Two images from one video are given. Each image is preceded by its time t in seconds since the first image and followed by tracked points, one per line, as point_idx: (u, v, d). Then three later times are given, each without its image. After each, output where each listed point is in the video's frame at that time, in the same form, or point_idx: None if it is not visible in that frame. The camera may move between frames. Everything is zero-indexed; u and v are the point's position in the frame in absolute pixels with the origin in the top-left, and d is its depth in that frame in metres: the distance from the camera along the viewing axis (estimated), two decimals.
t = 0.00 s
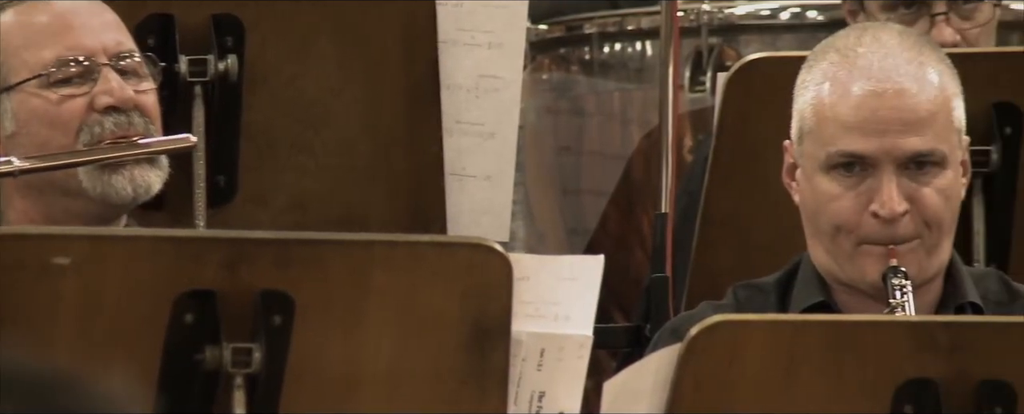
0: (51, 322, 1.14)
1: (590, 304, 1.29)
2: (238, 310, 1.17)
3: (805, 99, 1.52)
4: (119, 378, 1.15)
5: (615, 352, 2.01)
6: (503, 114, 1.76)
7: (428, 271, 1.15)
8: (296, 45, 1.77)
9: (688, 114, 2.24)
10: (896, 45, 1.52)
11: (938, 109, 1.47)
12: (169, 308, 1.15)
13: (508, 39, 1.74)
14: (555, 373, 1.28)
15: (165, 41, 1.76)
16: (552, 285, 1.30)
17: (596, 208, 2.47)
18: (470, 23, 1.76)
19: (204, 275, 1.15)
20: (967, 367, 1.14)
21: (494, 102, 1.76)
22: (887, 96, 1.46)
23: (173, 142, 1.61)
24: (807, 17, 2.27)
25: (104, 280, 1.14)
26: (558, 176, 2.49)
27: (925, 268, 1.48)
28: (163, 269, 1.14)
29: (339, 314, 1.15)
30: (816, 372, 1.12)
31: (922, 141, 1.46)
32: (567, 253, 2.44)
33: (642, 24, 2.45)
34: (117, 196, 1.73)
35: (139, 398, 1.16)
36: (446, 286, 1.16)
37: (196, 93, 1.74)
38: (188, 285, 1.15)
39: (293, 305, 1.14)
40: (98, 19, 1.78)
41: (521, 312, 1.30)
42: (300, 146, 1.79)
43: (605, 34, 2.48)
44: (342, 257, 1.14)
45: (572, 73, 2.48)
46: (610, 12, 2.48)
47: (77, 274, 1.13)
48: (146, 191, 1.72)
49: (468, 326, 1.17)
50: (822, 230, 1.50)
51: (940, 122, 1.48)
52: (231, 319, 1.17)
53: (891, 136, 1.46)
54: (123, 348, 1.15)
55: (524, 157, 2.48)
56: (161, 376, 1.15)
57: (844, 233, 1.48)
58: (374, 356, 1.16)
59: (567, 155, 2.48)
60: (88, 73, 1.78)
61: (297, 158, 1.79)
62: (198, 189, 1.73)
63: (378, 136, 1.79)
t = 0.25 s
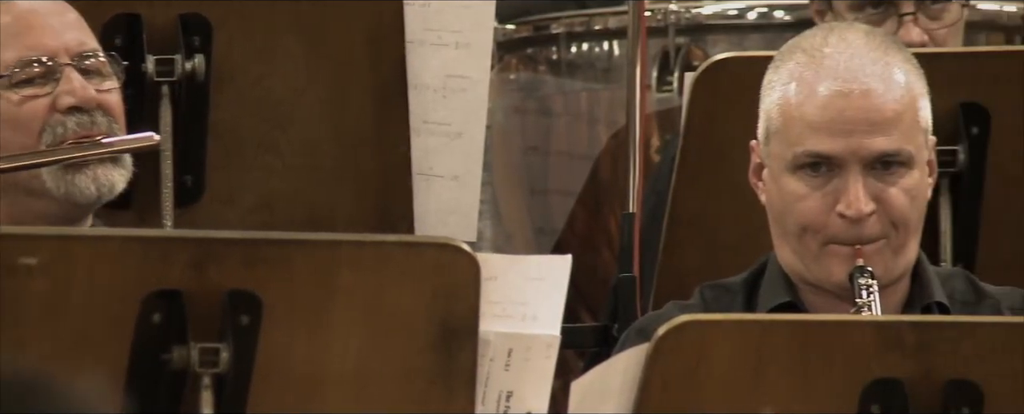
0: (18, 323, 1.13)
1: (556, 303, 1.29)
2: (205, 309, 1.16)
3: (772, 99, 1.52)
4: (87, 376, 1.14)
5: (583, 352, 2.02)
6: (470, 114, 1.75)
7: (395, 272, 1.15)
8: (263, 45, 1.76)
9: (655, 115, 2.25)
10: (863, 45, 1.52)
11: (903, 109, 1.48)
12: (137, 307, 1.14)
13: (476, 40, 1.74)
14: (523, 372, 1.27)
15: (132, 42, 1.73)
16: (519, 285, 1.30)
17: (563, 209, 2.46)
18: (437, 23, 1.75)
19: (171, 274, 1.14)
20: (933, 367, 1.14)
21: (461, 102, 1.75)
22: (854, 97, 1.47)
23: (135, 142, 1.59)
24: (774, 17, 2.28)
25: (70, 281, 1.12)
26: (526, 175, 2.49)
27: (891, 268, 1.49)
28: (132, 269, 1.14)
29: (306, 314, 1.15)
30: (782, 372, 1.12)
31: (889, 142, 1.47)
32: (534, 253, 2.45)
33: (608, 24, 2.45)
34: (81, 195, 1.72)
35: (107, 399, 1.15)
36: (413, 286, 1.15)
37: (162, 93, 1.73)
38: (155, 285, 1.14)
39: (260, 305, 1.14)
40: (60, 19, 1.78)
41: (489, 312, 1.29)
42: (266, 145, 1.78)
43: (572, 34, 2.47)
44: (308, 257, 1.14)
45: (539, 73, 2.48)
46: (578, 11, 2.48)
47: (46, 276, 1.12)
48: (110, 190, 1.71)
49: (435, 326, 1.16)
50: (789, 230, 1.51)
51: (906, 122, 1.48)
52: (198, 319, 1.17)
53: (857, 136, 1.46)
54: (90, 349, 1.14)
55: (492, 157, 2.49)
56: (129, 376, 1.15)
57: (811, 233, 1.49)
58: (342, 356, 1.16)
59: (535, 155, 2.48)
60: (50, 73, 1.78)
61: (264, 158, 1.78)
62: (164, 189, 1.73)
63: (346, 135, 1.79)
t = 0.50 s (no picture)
0: None
1: (519, 302, 1.29)
2: (168, 309, 1.16)
3: (735, 101, 1.53)
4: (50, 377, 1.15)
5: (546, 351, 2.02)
6: (434, 113, 1.76)
7: (358, 271, 1.15)
8: (227, 45, 1.75)
9: (618, 115, 2.26)
10: (826, 47, 1.53)
11: (867, 112, 1.49)
12: (101, 308, 1.14)
13: (438, 39, 1.75)
14: (487, 371, 1.29)
15: (94, 40, 1.73)
16: (482, 284, 1.29)
17: (526, 208, 2.47)
18: (401, 23, 1.76)
19: (134, 274, 1.14)
20: (901, 362, 1.14)
21: (425, 102, 1.76)
22: (818, 100, 1.47)
23: (93, 143, 1.58)
24: (737, 17, 2.29)
25: (33, 282, 1.12)
26: (489, 175, 2.49)
27: (855, 269, 1.51)
28: (95, 269, 1.13)
29: (269, 314, 1.14)
30: (747, 372, 1.13)
31: (852, 145, 1.48)
32: (497, 252, 2.46)
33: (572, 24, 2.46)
34: (41, 196, 1.73)
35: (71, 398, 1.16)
36: (377, 287, 1.16)
37: (126, 92, 1.73)
38: (119, 285, 1.14)
39: (223, 305, 1.14)
40: (20, 20, 1.77)
41: (453, 312, 1.29)
42: (229, 145, 1.77)
43: (536, 34, 2.49)
44: (271, 257, 1.14)
45: (502, 73, 2.49)
46: (541, 11, 2.50)
47: (9, 278, 1.12)
48: (69, 191, 1.72)
49: (399, 326, 1.16)
50: (749, 230, 1.53)
51: (870, 125, 1.49)
52: (160, 319, 1.16)
53: (821, 140, 1.47)
54: (54, 348, 1.14)
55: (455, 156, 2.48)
56: (92, 375, 1.15)
57: (774, 236, 1.51)
58: (305, 355, 1.16)
59: (498, 154, 2.48)
60: (10, 74, 1.78)
61: (227, 158, 1.78)
62: (127, 189, 1.73)
63: (309, 134, 1.78)
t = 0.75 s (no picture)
0: None
1: (486, 301, 1.29)
2: (135, 309, 1.16)
3: (703, 101, 1.54)
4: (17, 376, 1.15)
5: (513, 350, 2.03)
6: (401, 112, 1.73)
7: (325, 272, 1.15)
8: (194, 45, 1.74)
9: (585, 115, 2.28)
10: (793, 48, 1.54)
11: (835, 114, 1.50)
12: (67, 307, 1.14)
13: (406, 38, 1.71)
14: (454, 370, 1.29)
15: (62, 40, 1.72)
16: (449, 284, 1.29)
17: (492, 208, 2.47)
18: (368, 23, 1.73)
19: (101, 274, 1.14)
20: (864, 366, 1.15)
21: (392, 101, 1.72)
22: (786, 101, 1.48)
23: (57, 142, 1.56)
24: (704, 17, 2.30)
25: None
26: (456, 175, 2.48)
27: (821, 271, 1.52)
28: (62, 268, 1.13)
29: (235, 314, 1.14)
30: (713, 371, 1.14)
31: (820, 146, 1.49)
32: (462, 252, 2.47)
33: (538, 24, 2.47)
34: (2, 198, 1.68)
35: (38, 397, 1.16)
36: (344, 288, 1.15)
37: (92, 92, 1.72)
38: (86, 285, 1.14)
39: (190, 305, 1.13)
40: None
41: (420, 312, 1.29)
42: (195, 145, 1.76)
43: (503, 34, 2.49)
44: (237, 256, 1.13)
45: (469, 72, 2.50)
46: (508, 11, 2.50)
47: None
48: (32, 191, 1.68)
49: (366, 326, 1.17)
50: (716, 230, 1.55)
51: (837, 127, 1.50)
52: (127, 319, 1.16)
53: (790, 143, 1.48)
54: (20, 347, 1.14)
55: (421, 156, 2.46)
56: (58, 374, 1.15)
57: (742, 236, 1.52)
58: (272, 355, 1.16)
59: (465, 154, 2.47)
60: None
61: (195, 158, 1.76)
62: (94, 189, 1.72)
63: (276, 134, 1.77)
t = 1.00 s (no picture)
0: None
1: (455, 301, 1.29)
2: (105, 309, 1.16)
3: (672, 99, 1.55)
4: None
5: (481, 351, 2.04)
6: (369, 112, 1.70)
7: (294, 271, 1.15)
8: (163, 45, 1.74)
9: (553, 114, 2.26)
10: (762, 45, 1.55)
11: (803, 109, 1.51)
12: (36, 306, 1.14)
13: (374, 38, 1.69)
14: (423, 370, 1.28)
15: (29, 40, 1.71)
16: (417, 284, 1.29)
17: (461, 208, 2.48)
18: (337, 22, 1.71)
19: (70, 274, 1.14)
20: (832, 366, 1.16)
21: (361, 101, 1.70)
22: (755, 95, 1.49)
23: (22, 138, 1.54)
24: (673, 17, 2.31)
25: None
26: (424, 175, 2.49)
27: (790, 268, 1.53)
28: (31, 268, 1.13)
29: (205, 314, 1.14)
30: (682, 371, 1.14)
31: (788, 140, 1.50)
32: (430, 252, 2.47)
33: (506, 24, 2.47)
34: None
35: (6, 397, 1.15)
36: (312, 287, 1.15)
37: (60, 91, 1.71)
38: (55, 284, 1.14)
39: (159, 304, 1.13)
40: None
41: (389, 312, 1.29)
42: (163, 145, 1.76)
43: (471, 34, 2.50)
44: (206, 255, 1.14)
45: (438, 72, 2.51)
46: (477, 11, 2.51)
47: None
48: None
49: (335, 326, 1.17)
50: (686, 229, 1.56)
51: (806, 121, 1.51)
52: (96, 319, 1.16)
53: (758, 134, 1.49)
54: None
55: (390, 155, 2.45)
56: (26, 375, 1.15)
57: (711, 235, 1.53)
58: (241, 354, 1.16)
59: (434, 153, 2.48)
60: None
61: (163, 158, 1.76)
62: (63, 190, 1.71)
63: (245, 134, 1.77)
